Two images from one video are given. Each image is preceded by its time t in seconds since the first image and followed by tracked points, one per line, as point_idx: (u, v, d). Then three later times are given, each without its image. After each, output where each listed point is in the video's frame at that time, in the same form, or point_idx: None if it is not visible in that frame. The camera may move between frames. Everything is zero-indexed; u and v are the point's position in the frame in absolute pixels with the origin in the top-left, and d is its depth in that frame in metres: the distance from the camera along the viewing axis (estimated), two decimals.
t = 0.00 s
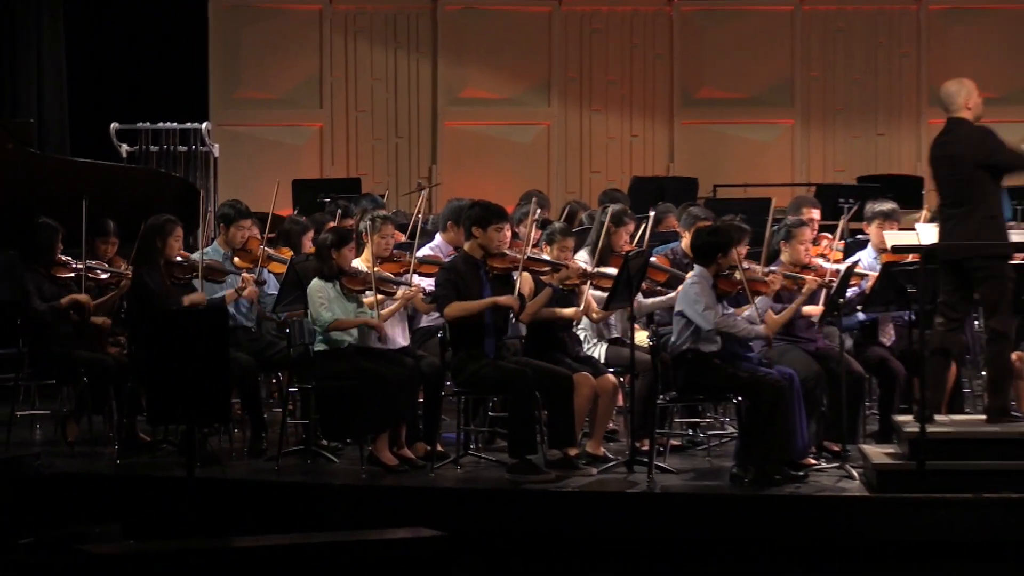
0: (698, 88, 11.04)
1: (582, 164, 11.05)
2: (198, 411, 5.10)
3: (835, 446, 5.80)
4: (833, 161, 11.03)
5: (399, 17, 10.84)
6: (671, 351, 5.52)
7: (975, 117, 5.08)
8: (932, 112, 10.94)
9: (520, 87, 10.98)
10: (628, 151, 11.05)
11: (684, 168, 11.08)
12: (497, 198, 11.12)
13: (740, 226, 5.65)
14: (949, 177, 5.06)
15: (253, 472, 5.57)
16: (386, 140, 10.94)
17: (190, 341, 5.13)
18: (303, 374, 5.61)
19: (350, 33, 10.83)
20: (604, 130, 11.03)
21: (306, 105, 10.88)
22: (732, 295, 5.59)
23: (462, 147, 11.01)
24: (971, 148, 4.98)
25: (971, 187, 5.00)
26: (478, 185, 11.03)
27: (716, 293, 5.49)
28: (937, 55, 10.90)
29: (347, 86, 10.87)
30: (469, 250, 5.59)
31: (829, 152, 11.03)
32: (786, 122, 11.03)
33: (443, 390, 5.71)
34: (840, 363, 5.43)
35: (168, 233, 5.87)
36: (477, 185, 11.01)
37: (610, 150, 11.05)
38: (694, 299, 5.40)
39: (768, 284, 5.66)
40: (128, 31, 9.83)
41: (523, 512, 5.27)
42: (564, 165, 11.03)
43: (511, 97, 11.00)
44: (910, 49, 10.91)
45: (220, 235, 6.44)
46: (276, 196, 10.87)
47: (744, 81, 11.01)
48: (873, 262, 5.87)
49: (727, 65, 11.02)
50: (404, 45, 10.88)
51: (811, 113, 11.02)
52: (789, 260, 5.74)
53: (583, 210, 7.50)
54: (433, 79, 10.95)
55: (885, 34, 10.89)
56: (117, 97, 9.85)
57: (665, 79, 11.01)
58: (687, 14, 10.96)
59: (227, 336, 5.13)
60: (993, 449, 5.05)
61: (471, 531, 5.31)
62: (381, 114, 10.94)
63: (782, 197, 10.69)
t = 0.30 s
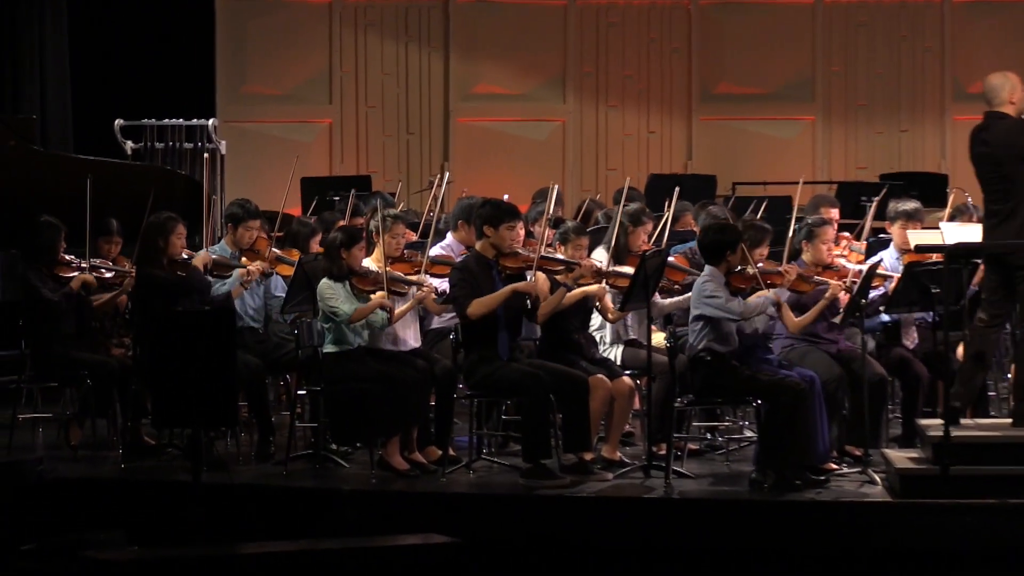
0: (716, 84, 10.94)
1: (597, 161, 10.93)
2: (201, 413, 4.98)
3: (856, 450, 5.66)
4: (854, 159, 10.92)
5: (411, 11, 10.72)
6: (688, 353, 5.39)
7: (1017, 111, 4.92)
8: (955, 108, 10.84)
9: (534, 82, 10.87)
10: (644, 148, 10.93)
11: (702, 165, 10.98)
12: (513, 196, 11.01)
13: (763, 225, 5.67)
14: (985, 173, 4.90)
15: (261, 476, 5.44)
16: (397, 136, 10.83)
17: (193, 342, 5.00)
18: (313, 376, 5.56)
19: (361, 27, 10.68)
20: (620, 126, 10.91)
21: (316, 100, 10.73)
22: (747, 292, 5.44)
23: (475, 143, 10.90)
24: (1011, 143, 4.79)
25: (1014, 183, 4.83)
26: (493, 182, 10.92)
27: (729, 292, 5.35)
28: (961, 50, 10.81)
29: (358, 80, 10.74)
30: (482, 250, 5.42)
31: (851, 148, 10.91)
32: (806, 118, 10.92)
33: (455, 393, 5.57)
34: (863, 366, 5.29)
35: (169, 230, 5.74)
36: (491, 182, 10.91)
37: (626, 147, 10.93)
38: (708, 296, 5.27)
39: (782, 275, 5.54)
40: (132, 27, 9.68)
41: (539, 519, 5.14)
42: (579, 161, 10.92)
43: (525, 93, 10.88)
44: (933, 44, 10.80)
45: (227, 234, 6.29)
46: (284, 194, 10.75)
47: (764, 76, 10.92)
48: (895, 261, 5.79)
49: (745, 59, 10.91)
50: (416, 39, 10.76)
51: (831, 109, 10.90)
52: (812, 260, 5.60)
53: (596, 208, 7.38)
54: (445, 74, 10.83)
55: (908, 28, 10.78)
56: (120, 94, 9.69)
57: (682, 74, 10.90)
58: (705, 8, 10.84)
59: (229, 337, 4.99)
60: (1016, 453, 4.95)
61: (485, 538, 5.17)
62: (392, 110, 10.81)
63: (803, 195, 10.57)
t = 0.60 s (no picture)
0: (730, 79, 10.75)
1: (609, 157, 10.76)
2: (202, 414, 4.84)
3: (874, 455, 5.53)
4: (873, 155, 10.71)
5: (418, 6, 10.58)
6: (700, 356, 5.26)
7: None
8: (977, 103, 10.61)
9: (544, 77, 10.71)
10: (657, 144, 10.76)
11: (716, 161, 10.79)
12: (523, 192, 10.85)
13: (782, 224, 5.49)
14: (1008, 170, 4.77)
15: (264, 481, 5.31)
16: (404, 132, 10.66)
17: (193, 342, 4.87)
18: (317, 379, 5.42)
19: (367, 22, 10.56)
20: (633, 122, 10.74)
21: (320, 96, 10.61)
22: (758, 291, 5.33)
23: (484, 139, 10.74)
24: None
25: None
26: (503, 178, 10.77)
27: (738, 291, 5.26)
28: (982, 43, 10.58)
29: (363, 75, 10.61)
30: (489, 249, 5.30)
31: (870, 145, 10.70)
32: (824, 113, 10.72)
33: (463, 396, 5.45)
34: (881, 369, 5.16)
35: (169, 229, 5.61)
36: (500, 178, 10.75)
37: (639, 143, 10.76)
38: (716, 296, 5.17)
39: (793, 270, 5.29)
40: (133, 24, 9.57)
41: (549, 525, 5.01)
42: (590, 158, 10.76)
43: (534, 88, 10.73)
44: (954, 37, 10.59)
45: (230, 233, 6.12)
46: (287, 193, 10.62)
47: (779, 70, 10.73)
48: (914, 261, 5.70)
49: (760, 53, 10.72)
50: (423, 33, 10.62)
51: (849, 105, 10.71)
52: (830, 260, 5.46)
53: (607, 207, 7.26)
54: (452, 69, 10.69)
55: (928, 21, 10.58)
56: (121, 91, 9.57)
57: (696, 69, 10.72)
58: None
59: (229, 336, 4.85)
60: None
61: (493, 545, 5.04)
62: (399, 106, 10.65)
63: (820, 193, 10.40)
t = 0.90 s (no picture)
0: (747, 76, 10.66)
1: (621, 155, 10.64)
2: (203, 415, 4.72)
3: (893, 459, 5.40)
4: (892, 153, 10.59)
5: None
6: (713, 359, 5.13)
7: None
8: (999, 99, 10.50)
9: (554, 72, 10.60)
10: (670, 141, 10.64)
11: (732, 158, 10.67)
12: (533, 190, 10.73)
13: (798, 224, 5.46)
14: None
15: (268, 486, 5.18)
16: (411, 129, 10.55)
17: (194, 343, 4.74)
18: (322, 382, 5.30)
19: (373, 15, 10.42)
20: (645, 118, 10.62)
21: (325, 92, 10.48)
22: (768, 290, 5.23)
23: (494, 135, 10.62)
24: None
25: None
26: (512, 175, 10.64)
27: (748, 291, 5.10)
28: (1004, 39, 10.46)
29: (369, 70, 10.48)
30: (499, 249, 5.17)
31: (889, 141, 10.58)
32: (842, 109, 10.61)
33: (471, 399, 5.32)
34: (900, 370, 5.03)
35: (172, 227, 5.46)
36: (509, 175, 10.62)
37: (652, 139, 10.63)
38: (727, 298, 5.03)
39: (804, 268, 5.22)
40: (134, 19, 9.45)
41: (560, 531, 4.87)
42: (603, 155, 10.63)
43: (545, 83, 10.61)
44: (976, 31, 10.48)
45: (234, 234, 5.96)
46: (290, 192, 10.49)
47: (796, 66, 10.61)
48: (936, 259, 5.61)
49: (775, 47, 10.61)
50: (430, 27, 10.50)
51: (869, 101, 10.59)
52: (847, 259, 5.35)
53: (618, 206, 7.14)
54: (461, 64, 10.57)
55: (948, 16, 10.46)
56: (121, 88, 9.45)
57: (711, 65, 10.61)
58: None
59: (232, 336, 4.73)
60: None
61: (502, 552, 4.90)
62: (405, 104, 10.54)
63: (837, 190, 10.27)
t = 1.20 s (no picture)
0: (764, 70, 10.52)
1: (635, 151, 10.53)
2: (206, 418, 4.60)
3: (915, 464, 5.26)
4: (915, 150, 10.50)
5: None
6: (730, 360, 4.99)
7: None
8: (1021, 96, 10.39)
9: (567, 67, 10.47)
10: (686, 137, 10.53)
11: (749, 154, 10.55)
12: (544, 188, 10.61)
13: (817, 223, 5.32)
14: None
15: (273, 491, 5.06)
16: (420, 125, 10.43)
17: (195, 343, 4.61)
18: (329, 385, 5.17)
19: (381, 9, 10.29)
20: (660, 114, 10.51)
21: (332, 88, 10.35)
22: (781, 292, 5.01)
23: (506, 131, 10.50)
24: None
25: None
26: (523, 173, 10.53)
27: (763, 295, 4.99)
28: None
29: (378, 64, 10.35)
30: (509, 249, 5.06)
31: (912, 138, 10.48)
32: (862, 105, 10.49)
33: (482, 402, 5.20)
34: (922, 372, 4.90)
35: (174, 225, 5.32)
36: (520, 173, 10.51)
37: (667, 135, 10.52)
38: (738, 302, 4.92)
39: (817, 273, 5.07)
40: (137, 13, 9.33)
41: (572, 537, 4.74)
42: (616, 152, 10.52)
43: (558, 78, 10.48)
44: (998, 26, 10.37)
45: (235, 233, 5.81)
46: (294, 190, 10.38)
47: (815, 60, 10.49)
48: (958, 259, 5.54)
49: (794, 41, 10.48)
50: (440, 21, 10.36)
51: (890, 96, 10.49)
52: (865, 258, 5.23)
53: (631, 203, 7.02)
54: (471, 58, 10.44)
55: (971, 10, 10.35)
56: (123, 83, 9.33)
57: (728, 58, 10.49)
58: None
59: (235, 337, 4.60)
60: None
61: (513, 559, 4.77)
62: (414, 99, 10.41)
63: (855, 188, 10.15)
